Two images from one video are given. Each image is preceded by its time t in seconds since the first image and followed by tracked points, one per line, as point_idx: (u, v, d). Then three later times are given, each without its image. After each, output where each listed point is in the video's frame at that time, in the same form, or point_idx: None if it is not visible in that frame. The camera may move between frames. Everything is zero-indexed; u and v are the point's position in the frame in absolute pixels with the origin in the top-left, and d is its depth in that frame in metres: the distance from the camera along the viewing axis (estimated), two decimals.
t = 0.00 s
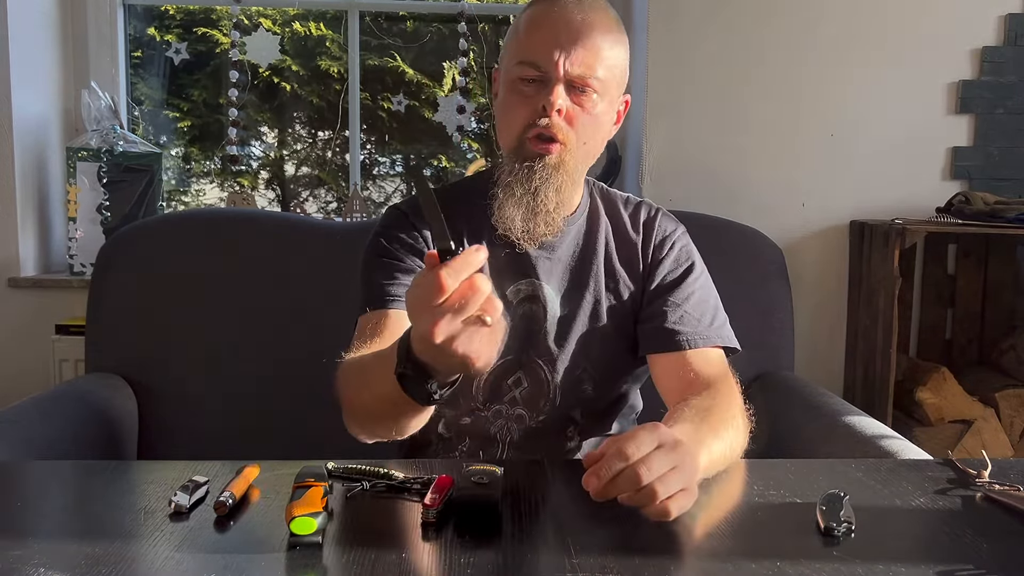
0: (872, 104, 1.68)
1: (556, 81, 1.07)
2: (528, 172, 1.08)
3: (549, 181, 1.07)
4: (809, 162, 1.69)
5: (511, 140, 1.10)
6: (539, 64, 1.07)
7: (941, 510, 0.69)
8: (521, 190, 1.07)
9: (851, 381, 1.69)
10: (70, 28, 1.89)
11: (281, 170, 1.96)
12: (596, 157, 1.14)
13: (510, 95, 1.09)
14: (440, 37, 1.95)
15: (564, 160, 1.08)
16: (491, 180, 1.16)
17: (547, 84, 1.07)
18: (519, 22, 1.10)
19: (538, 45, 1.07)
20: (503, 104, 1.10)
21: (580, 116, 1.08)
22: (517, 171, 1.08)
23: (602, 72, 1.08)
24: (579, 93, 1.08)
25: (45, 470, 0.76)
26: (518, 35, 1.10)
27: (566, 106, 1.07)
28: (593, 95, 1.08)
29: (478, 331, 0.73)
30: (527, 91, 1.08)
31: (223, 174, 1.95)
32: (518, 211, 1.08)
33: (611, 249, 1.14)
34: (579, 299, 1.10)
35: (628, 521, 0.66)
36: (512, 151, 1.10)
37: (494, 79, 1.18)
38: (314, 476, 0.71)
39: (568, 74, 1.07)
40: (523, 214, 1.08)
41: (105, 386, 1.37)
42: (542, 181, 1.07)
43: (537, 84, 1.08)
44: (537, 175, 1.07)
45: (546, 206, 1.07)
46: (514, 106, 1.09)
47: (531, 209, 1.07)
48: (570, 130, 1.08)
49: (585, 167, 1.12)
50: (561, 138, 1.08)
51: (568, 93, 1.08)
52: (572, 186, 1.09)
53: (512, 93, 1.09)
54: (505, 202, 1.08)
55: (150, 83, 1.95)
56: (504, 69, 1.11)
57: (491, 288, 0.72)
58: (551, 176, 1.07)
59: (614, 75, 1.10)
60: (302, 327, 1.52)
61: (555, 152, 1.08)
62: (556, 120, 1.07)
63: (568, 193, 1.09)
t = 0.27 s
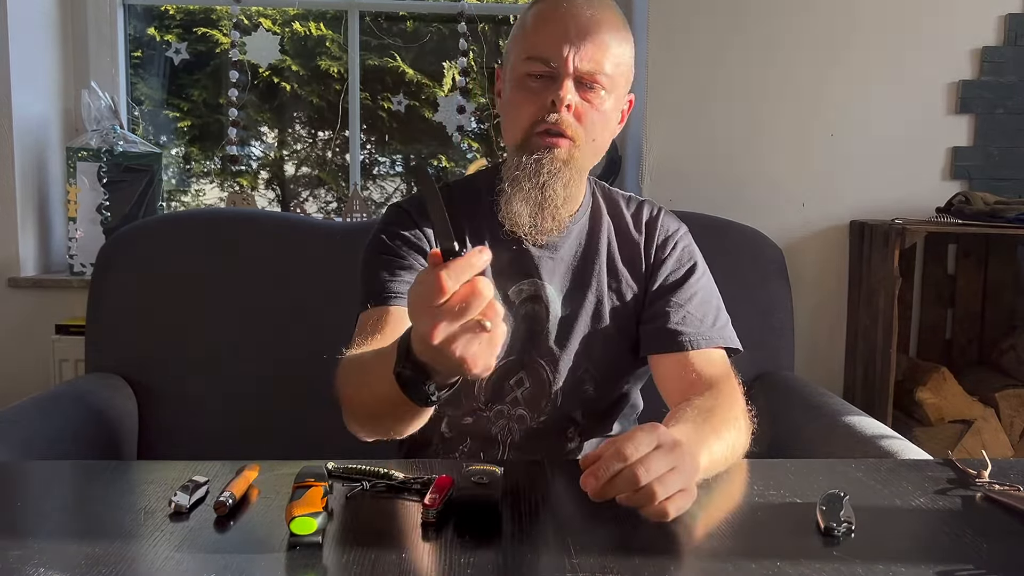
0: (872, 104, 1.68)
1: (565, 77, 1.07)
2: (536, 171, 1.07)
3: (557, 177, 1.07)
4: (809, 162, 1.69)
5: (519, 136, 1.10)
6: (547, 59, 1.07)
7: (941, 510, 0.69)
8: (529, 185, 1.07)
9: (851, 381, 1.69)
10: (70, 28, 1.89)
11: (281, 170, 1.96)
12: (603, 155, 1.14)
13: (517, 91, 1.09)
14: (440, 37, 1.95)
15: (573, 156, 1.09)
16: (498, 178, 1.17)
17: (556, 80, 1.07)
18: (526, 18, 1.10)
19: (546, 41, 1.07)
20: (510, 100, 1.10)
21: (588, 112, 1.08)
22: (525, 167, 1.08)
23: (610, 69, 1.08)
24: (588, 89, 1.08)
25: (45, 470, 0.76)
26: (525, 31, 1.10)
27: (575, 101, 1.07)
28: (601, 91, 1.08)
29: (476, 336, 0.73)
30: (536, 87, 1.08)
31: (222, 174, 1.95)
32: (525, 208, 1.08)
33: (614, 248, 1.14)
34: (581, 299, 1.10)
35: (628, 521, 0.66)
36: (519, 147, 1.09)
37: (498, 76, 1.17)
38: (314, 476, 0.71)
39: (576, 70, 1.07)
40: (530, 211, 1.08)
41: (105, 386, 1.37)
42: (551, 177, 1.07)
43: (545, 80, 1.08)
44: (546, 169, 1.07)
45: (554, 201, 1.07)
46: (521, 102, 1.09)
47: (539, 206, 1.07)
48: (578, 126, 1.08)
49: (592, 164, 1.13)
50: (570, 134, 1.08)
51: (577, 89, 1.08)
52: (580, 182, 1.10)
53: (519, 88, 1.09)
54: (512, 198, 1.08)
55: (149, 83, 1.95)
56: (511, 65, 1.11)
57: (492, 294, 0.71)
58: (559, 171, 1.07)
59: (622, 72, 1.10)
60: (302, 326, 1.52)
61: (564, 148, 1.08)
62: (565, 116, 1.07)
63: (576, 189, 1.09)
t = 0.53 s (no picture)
0: (872, 104, 1.68)
1: (568, 77, 1.07)
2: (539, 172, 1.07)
3: (561, 177, 1.07)
4: (809, 162, 1.69)
5: (521, 136, 1.10)
6: (550, 59, 1.07)
7: (941, 510, 0.69)
8: (532, 189, 1.07)
9: (851, 382, 1.69)
10: (70, 28, 1.89)
11: (281, 170, 1.96)
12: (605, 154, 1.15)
13: (519, 91, 1.09)
14: (440, 37, 1.95)
15: (576, 157, 1.09)
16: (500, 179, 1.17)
17: (559, 79, 1.08)
18: (527, 18, 1.10)
19: (549, 41, 1.07)
20: (512, 100, 1.10)
21: (591, 112, 1.09)
22: (528, 169, 1.08)
23: (612, 68, 1.09)
24: (591, 88, 1.08)
25: (45, 470, 0.76)
26: (527, 30, 1.10)
27: (578, 101, 1.08)
28: (604, 91, 1.09)
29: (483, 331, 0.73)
30: (538, 87, 1.08)
31: (223, 174, 1.95)
32: (529, 209, 1.07)
33: (614, 249, 1.14)
34: (581, 299, 1.10)
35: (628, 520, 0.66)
36: (521, 147, 1.10)
37: (499, 76, 1.17)
38: (314, 476, 0.71)
39: (579, 69, 1.07)
40: (534, 211, 1.07)
41: (105, 386, 1.37)
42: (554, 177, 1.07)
43: (548, 79, 1.08)
44: (550, 171, 1.07)
45: (558, 202, 1.07)
46: (524, 102, 1.09)
47: (542, 209, 1.07)
48: (581, 126, 1.09)
49: (595, 164, 1.13)
50: (573, 134, 1.08)
51: (580, 88, 1.08)
52: (583, 182, 1.10)
53: (521, 89, 1.09)
54: (514, 200, 1.08)
55: (149, 83, 1.95)
56: (512, 65, 1.11)
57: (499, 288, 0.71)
58: (563, 172, 1.07)
59: (625, 72, 1.11)
60: (302, 326, 1.52)
61: (567, 148, 1.08)
62: (568, 115, 1.08)
63: (579, 190, 1.09)
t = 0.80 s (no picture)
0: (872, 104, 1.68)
1: (566, 75, 1.07)
2: (540, 171, 1.08)
3: (563, 176, 1.08)
4: (809, 162, 1.69)
5: (522, 136, 1.10)
6: (548, 58, 1.07)
7: (941, 510, 0.69)
8: (534, 188, 1.07)
9: (851, 382, 1.69)
10: (70, 28, 1.89)
11: (281, 170, 1.96)
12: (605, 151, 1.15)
13: (518, 91, 1.09)
14: (439, 37, 1.95)
15: (576, 155, 1.09)
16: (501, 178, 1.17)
17: (557, 78, 1.07)
18: (524, 17, 1.10)
19: (546, 40, 1.07)
20: (511, 99, 1.10)
21: (590, 109, 1.08)
22: (529, 168, 1.08)
23: (611, 64, 1.08)
24: (589, 86, 1.08)
25: (45, 470, 0.76)
26: (524, 30, 1.10)
27: (577, 99, 1.07)
28: (602, 88, 1.08)
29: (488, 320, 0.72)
30: (537, 86, 1.08)
31: (223, 174, 1.95)
32: (530, 208, 1.08)
33: (613, 249, 1.14)
34: (580, 299, 1.10)
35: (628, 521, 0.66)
36: (522, 147, 1.10)
37: (497, 76, 1.17)
38: (314, 477, 0.71)
39: (577, 67, 1.07)
40: (537, 210, 1.08)
41: (104, 386, 1.37)
42: (556, 176, 1.07)
43: (546, 78, 1.08)
44: (551, 170, 1.07)
45: (559, 202, 1.08)
46: (523, 102, 1.09)
47: (545, 207, 1.08)
48: (581, 124, 1.08)
49: (595, 161, 1.13)
50: (573, 132, 1.08)
51: (579, 86, 1.08)
52: (584, 181, 1.10)
53: (520, 88, 1.09)
54: (518, 198, 1.09)
55: (149, 83, 1.95)
56: (509, 65, 1.11)
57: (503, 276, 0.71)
58: (564, 171, 1.08)
59: (622, 68, 1.10)
60: (302, 326, 1.52)
61: (567, 147, 1.08)
62: (568, 114, 1.07)
63: (581, 188, 1.10)
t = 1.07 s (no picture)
0: (872, 104, 1.68)
1: (565, 72, 1.07)
2: (539, 168, 1.08)
3: (562, 172, 1.08)
4: (809, 162, 1.69)
5: (520, 134, 1.10)
6: (547, 56, 1.07)
7: (940, 510, 0.69)
8: (533, 186, 1.07)
9: (851, 382, 1.69)
10: (70, 28, 1.89)
11: (281, 170, 1.96)
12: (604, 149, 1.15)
13: (516, 89, 1.09)
14: (440, 37, 1.95)
15: (576, 152, 1.09)
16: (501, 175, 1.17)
17: (556, 75, 1.07)
18: (522, 16, 1.10)
19: (544, 37, 1.07)
20: (509, 97, 1.10)
21: (589, 106, 1.08)
22: (528, 166, 1.08)
23: (609, 61, 1.08)
24: (588, 82, 1.08)
25: (45, 470, 0.76)
26: (522, 28, 1.10)
27: (576, 95, 1.07)
28: (601, 84, 1.08)
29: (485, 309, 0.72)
30: (535, 83, 1.08)
31: (223, 174, 1.95)
32: (530, 206, 1.08)
33: (612, 248, 1.14)
34: (580, 299, 1.10)
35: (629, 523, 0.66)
36: (521, 144, 1.10)
37: (496, 76, 1.18)
38: (314, 476, 0.71)
39: (576, 63, 1.07)
40: (536, 207, 1.08)
41: (105, 386, 1.37)
42: (556, 172, 1.07)
43: (545, 75, 1.08)
44: (550, 168, 1.07)
45: (559, 199, 1.08)
46: (522, 99, 1.09)
47: (545, 205, 1.08)
48: (580, 120, 1.08)
49: (594, 158, 1.13)
50: (572, 129, 1.08)
51: (577, 83, 1.08)
52: (583, 178, 1.10)
53: (518, 86, 1.09)
54: (517, 197, 1.09)
55: (149, 83, 1.95)
56: (508, 63, 1.11)
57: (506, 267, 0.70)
58: (563, 168, 1.08)
59: (620, 65, 1.11)
60: (302, 327, 1.52)
61: (565, 144, 1.08)
62: (567, 110, 1.07)
63: (580, 185, 1.10)
